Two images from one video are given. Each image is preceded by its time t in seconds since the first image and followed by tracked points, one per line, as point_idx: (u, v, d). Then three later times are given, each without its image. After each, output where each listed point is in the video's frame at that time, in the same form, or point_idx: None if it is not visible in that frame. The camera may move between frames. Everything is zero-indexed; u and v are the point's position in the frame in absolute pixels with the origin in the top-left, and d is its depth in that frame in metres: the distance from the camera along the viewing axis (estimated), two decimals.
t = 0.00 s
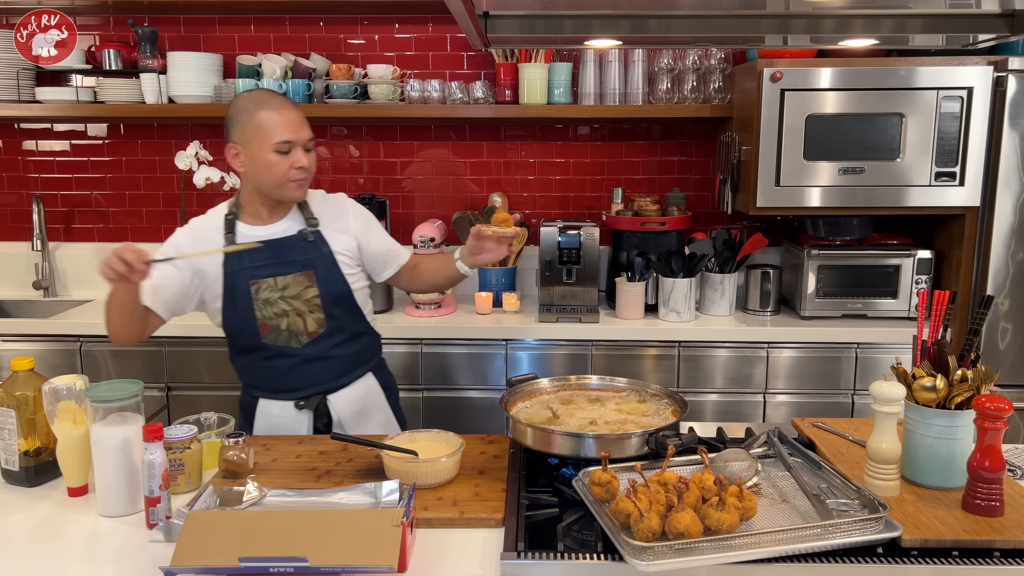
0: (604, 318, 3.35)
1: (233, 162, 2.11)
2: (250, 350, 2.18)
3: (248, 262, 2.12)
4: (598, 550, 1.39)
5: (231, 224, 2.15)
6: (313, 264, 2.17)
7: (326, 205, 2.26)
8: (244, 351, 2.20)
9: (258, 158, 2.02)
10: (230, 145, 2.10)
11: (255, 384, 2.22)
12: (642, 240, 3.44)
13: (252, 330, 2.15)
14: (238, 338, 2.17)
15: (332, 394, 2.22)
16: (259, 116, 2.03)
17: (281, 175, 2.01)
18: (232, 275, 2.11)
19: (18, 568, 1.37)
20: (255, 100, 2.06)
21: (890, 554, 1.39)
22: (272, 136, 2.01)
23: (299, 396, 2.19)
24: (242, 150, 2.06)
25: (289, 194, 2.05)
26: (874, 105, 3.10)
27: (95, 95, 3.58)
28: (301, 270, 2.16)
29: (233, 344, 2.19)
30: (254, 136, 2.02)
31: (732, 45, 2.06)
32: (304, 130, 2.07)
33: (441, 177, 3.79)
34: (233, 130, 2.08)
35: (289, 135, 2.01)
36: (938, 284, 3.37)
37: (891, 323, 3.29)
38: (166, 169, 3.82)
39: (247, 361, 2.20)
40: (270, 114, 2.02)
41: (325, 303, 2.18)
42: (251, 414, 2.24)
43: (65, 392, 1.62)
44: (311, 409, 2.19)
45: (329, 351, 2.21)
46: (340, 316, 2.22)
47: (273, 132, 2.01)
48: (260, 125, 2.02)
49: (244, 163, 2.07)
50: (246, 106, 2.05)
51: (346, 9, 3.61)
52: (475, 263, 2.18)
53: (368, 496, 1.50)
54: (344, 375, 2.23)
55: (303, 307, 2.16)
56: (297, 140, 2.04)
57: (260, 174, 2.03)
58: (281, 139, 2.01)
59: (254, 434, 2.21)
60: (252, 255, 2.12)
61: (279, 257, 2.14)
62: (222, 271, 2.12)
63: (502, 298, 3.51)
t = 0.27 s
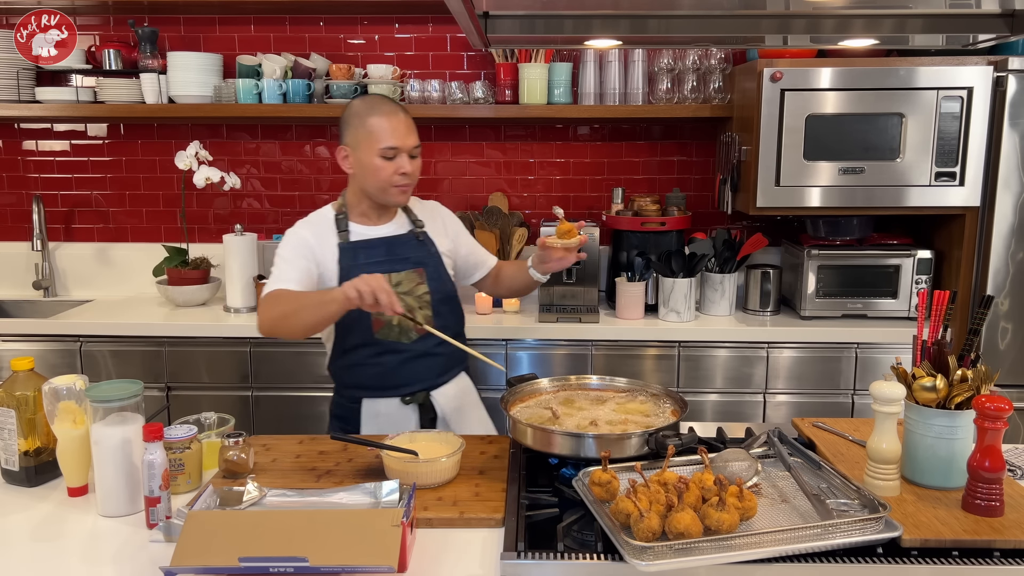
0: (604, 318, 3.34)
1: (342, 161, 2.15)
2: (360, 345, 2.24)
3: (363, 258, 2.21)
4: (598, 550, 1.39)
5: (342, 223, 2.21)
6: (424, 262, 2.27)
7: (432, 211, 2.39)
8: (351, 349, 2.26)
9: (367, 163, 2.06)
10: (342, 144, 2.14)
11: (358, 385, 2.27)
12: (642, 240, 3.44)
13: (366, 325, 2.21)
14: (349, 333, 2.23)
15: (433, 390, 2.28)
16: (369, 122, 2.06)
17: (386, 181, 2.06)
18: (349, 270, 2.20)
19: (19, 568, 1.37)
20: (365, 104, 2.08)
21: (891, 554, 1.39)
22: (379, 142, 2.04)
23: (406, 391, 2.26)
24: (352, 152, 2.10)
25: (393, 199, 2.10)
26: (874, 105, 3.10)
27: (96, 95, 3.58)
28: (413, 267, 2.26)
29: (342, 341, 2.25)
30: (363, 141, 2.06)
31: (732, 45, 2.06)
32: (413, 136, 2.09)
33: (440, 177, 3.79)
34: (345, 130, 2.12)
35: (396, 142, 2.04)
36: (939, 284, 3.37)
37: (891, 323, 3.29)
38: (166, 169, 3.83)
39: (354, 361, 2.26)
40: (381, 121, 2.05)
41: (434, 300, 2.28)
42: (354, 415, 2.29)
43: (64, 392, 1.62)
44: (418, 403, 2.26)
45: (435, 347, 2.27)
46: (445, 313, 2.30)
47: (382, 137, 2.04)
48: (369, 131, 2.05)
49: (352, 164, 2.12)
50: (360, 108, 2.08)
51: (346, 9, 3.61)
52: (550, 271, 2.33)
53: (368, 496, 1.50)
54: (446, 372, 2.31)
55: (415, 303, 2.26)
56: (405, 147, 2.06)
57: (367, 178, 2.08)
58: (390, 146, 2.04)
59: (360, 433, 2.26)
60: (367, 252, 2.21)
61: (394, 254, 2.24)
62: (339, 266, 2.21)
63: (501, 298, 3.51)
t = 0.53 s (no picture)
0: (604, 318, 3.34)
1: (407, 151, 2.17)
2: (418, 335, 2.26)
3: (430, 249, 2.23)
4: (598, 550, 1.39)
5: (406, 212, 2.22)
6: (484, 256, 2.31)
7: (487, 209, 2.48)
8: (410, 337, 2.27)
9: (432, 155, 2.07)
10: (408, 134, 2.15)
11: (412, 372, 2.31)
12: (642, 240, 3.44)
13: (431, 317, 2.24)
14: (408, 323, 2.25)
15: (483, 378, 2.37)
16: (438, 113, 2.06)
17: (450, 175, 2.08)
18: (417, 260, 2.22)
19: (19, 568, 1.37)
20: (436, 95, 2.08)
21: (891, 554, 1.39)
22: (446, 136, 2.05)
23: (459, 380, 2.32)
24: (418, 143, 2.11)
25: (453, 194, 2.12)
26: (874, 104, 3.10)
27: (96, 95, 3.58)
28: (476, 260, 2.29)
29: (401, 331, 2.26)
30: (430, 133, 2.07)
31: (733, 44, 2.07)
32: (479, 132, 2.09)
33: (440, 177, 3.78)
34: (413, 120, 2.13)
35: (463, 137, 2.05)
36: (939, 284, 3.37)
37: (891, 323, 3.29)
38: (166, 169, 3.83)
39: (411, 349, 2.28)
40: (449, 114, 2.05)
41: (490, 294, 2.33)
42: (406, 403, 2.33)
43: (64, 392, 1.62)
44: (470, 391, 2.33)
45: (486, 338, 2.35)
46: (497, 305, 2.38)
47: (449, 131, 2.05)
48: (437, 124, 2.06)
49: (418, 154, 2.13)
50: (429, 100, 2.09)
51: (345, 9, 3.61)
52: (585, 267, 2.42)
53: (368, 496, 1.50)
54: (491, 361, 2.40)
55: (476, 295, 2.29)
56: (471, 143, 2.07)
57: (430, 170, 2.09)
58: (457, 140, 2.05)
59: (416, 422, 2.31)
60: (435, 243, 2.24)
61: (459, 246, 2.27)
62: (406, 254, 2.22)
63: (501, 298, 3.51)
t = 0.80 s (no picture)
0: (604, 318, 3.34)
1: (436, 150, 2.16)
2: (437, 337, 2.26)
3: (454, 251, 2.24)
4: (598, 550, 1.39)
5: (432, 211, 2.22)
6: (505, 261, 2.33)
7: (505, 211, 2.49)
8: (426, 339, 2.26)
9: (460, 157, 2.06)
10: (438, 133, 2.14)
11: (426, 374, 2.31)
12: (642, 240, 3.45)
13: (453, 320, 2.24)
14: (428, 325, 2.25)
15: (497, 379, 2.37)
16: (469, 115, 2.05)
17: (477, 178, 2.07)
18: (441, 263, 2.22)
19: (19, 568, 1.37)
20: (469, 96, 2.07)
21: (891, 554, 1.39)
22: (475, 140, 2.04)
23: (475, 382, 2.32)
24: (448, 143, 2.10)
25: (478, 197, 2.12)
26: (875, 104, 3.10)
27: (96, 95, 3.58)
28: (496, 264, 2.31)
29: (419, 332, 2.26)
30: (460, 135, 2.06)
31: (733, 44, 2.07)
32: (510, 137, 2.08)
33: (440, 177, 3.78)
34: (444, 120, 2.12)
35: (493, 141, 2.03)
36: (938, 284, 3.37)
37: (891, 323, 3.29)
38: (166, 169, 3.83)
39: (427, 352, 2.28)
40: (480, 118, 2.04)
41: (508, 298, 2.35)
42: (420, 404, 2.33)
43: (64, 392, 1.62)
44: (485, 393, 2.33)
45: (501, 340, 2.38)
46: (513, 309, 2.40)
47: (479, 134, 2.03)
48: (467, 126, 2.04)
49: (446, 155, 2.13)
50: (461, 101, 2.07)
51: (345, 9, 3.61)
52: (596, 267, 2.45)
53: (368, 496, 1.50)
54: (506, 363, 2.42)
55: (494, 299, 2.31)
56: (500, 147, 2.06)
57: (457, 172, 2.09)
58: (487, 144, 2.03)
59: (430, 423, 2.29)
60: (458, 246, 2.24)
61: (480, 250, 2.28)
62: (430, 256, 2.22)
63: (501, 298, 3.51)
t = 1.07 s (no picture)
0: (604, 318, 3.34)
1: (444, 151, 2.15)
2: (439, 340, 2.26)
3: (459, 255, 2.23)
4: (598, 550, 1.39)
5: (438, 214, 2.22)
6: (509, 264, 2.33)
7: (510, 213, 2.49)
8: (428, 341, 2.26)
9: (468, 160, 2.05)
10: (447, 134, 2.13)
11: (428, 376, 2.30)
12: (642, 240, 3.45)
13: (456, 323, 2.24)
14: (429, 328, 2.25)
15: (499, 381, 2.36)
16: (478, 118, 2.03)
17: (484, 182, 2.06)
18: (446, 266, 2.22)
19: (19, 568, 1.37)
20: (479, 98, 2.05)
21: (891, 554, 1.39)
22: (484, 144, 2.02)
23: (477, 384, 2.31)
24: (456, 145, 2.09)
25: (484, 200, 2.11)
26: (875, 105, 3.10)
27: (96, 95, 3.57)
28: (500, 267, 2.31)
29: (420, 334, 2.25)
30: (468, 138, 2.04)
31: (733, 44, 2.06)
32: (518, 141, 2.06)
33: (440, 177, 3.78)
34: (452, 121, 2.10)
35: (502, 145, 2.02)
36: (939, 284, 3.37)
37: (891, 323, 3.29)
38: (166, 169, 3.82)
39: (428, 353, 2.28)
40: (490, 121, 2.02)
41: (511, 301, 2.36)
42: (421, 405, 2.33)
43: (64, 392, 1.62)
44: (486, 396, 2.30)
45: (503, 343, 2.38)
46: (516, 312, 2.41)
47: (487, 138, 2.02)
48: (476, 129, 2.03)
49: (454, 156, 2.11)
50: (470, 104, 2.05)
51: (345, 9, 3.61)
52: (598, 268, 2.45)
53: (368, 496, 1.50)
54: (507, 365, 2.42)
55: (497, 302, 2.32)
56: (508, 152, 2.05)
57: (464, 175, 2.08)
58: (495, 148, 2.02)
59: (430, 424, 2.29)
60: (464, 249, 2.24)
61: (486, 253, 2.28)
62: (435, 260, 2.22)
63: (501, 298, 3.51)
